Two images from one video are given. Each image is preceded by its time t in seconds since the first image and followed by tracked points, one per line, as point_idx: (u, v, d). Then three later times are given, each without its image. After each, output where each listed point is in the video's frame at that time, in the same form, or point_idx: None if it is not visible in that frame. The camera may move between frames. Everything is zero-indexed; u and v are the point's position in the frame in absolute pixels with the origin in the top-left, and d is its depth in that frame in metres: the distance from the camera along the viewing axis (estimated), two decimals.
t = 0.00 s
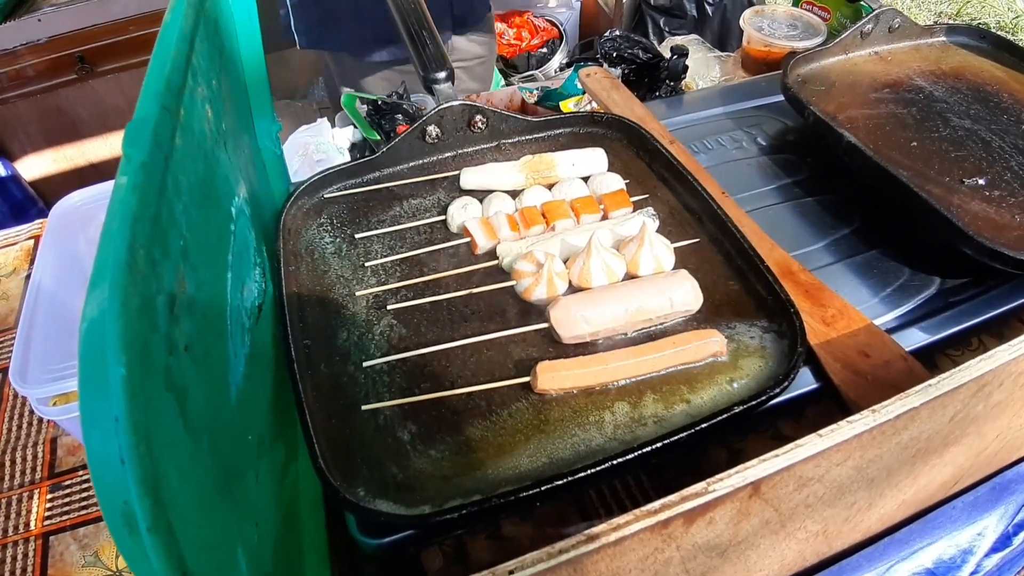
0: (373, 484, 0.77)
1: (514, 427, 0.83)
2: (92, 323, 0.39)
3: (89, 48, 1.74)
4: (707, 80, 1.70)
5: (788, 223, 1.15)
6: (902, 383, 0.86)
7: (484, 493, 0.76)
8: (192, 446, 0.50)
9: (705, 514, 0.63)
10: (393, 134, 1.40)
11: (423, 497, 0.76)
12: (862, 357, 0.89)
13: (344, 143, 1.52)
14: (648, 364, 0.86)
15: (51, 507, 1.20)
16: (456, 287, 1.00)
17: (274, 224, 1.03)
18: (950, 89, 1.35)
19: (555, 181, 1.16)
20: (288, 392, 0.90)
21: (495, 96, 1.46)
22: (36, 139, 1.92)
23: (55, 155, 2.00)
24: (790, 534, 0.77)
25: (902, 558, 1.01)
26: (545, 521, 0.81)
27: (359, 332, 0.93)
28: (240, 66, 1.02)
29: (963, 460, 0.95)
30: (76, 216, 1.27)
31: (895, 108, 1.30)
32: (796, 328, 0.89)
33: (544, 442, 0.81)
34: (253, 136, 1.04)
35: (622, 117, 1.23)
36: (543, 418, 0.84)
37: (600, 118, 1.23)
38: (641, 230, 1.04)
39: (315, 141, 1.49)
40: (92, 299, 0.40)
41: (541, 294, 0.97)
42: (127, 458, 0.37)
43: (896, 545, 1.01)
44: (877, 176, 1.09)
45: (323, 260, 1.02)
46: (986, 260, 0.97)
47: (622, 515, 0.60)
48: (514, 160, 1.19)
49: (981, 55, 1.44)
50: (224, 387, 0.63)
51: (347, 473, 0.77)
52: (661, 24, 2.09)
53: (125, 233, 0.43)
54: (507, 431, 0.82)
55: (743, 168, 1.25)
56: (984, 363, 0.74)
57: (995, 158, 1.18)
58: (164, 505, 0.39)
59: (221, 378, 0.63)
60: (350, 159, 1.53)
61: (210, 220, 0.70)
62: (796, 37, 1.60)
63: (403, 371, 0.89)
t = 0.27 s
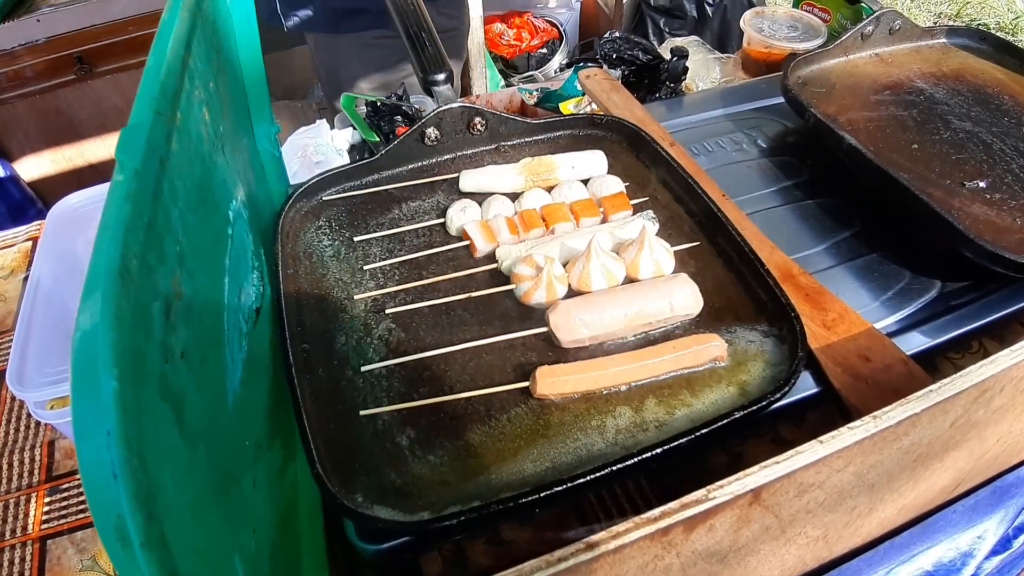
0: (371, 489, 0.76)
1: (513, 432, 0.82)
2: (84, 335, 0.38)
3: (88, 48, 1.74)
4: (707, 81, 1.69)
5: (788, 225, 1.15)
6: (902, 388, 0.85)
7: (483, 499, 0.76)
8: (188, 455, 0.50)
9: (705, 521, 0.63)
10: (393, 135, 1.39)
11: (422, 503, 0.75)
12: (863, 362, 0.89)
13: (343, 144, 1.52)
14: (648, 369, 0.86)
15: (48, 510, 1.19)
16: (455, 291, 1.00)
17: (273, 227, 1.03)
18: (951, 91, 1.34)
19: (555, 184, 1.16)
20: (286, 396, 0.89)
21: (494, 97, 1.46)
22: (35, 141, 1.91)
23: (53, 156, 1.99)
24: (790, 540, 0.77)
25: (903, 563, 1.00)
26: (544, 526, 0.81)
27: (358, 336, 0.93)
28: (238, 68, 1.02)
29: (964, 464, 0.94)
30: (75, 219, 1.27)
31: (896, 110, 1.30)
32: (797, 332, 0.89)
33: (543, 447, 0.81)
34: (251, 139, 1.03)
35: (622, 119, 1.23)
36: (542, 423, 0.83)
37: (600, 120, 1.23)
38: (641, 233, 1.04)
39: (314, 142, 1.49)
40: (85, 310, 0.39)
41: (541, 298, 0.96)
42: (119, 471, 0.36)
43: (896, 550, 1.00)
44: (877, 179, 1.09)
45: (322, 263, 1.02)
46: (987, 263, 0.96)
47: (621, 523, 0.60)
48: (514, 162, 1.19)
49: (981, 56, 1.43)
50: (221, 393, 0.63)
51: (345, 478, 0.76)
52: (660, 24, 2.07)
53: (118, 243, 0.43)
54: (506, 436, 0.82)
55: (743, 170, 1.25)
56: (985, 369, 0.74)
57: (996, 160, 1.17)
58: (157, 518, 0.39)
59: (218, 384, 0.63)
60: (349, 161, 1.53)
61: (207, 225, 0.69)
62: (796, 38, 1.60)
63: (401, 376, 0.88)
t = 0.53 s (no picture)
0: (371, 493, 0.76)
1: (514, 436, 0.82)
2: (78, 342, 0.38)
3: (87, 48, 1.73)
4: (708, 82, 1.69)
5: (790, 227, 1.14)
6: (905, 391, 0.85)
7: (484, 504, 0.75)
8: (186, 462, 0.50)
9: (708, 527, 0.62)
10: (393, 136, 1.39)
11: (422, 508, 0.75)
12: (865, 364, 0.88)
13: (343, 145, 1.52)
14: (649, 372, 0.86)
15: (46, 513, 1.19)
16: (456, 294, 0.99)
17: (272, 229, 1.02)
18: (953, 92, 1.34)
19: (556, 185, 1.16)
20: (285, 399, 0.89)
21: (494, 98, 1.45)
22: (35, 141, 1.91)
23: (52, 156, 1.98)
24: (793, 544, 0.77)
25: (905, 565, 1.00)
26: (545, 529, 0.80)
27: (358, 338, 0.92)
28: (237, 69, 1.01)
29: (966, 467, 0.94)
30: (74, 219, 1.26)
31: (897, 111, 1.29)
32: (799, 335, 0.89)
33: (543, 450, 0.80)
34: (250, 140, 1.03)
35: (623, 120, 1.22)
36: (543, 426, 0.83)
37: (600, 121, 1.22)
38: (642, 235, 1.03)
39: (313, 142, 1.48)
40: (80, 317, 0.39)
41: (541, 300, 0.96)
42: (114, 482, 0.36)
43: (898, 553, 1.00)
44: (879, 180, 1.08)
45: (322, 265, 1.01)
46: (990, 265, 0.96)
47: (623, 528, 0.60)
48: (514, 163, 1.18)
49: (983, 57, 1.43)
50: (219, 398, 0.62)
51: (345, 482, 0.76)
52: (661, 24, 2.05)
53: (113, 248, 0.42)
54: (507, 440, 0.81)
55: (744, 171, 1.24)
56: (989, 372, 0.73)
57: (998, 162, 1.17)
58: (154, 528, 0.38)
59: (216, 388, 0.63)
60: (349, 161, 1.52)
61: (205, 227, 0.69)
62: (797, 39, 1.59)
63: (401, 379, 0.88)
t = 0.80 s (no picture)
0: (374, 494, 0.76)
1: (517, 437, 0.82)
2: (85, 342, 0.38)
3: (88, 48, 1.73)
4: (709, 82, 1.69)
5: (792, 227, 1.14)
6: (908, 392, 0.85)
7: (487, 504, 0.75)
8: (190, 462, 0.49)
9: (713, 528, 0.62)
10: (394, 136, 1.39)
11: (425, 508, 0.75)
12: (869, 365, 0.88)
13: (344, 145, 1.51)
14: (654, 372, 0.86)
15: (48, 513, 1.18)
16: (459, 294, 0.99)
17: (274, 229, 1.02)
18: (955, 92, 1.34)
19: (559, 185, 1.15)
20: (288, 399, 0.89)
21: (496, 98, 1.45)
22: (35, 140, 1.90)
23: (53, 156, 1.98)
24: (797, 545, 0.76)
25: (907, 565, 1.00)
26: (548, 529, 0.80)
27: (361, 338, 0.92)
28: (239, 68, 1.01)
29: (969, 467, 0.94)
30: (76, 219, 1.26)
31: (900, 111, 1.29)
32: (803, 335, 0.88)
33: (547, 451, 0.80)
34: (252, 139, 1.03)
35: (625, 120, 1.22)
36: (546, 427, 0.83)
37: (602, 121, 1.22)
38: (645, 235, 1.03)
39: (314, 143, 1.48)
40: (86, 317, 0.39)
41: (544, 300, 0.96)
42: (121, 483, 0.36)
43: (901, 553, 1.00)
44: (882, 181, 1.08)
45: (324, 265, 1.01)
46: (994, 266, 0.96)
47: (629, 529, 0.59)
48: (517, 163, 1.18)
49: (985, 58, 1.43)
50: (223, 398, 0.62)
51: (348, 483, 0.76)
52: (662, 24, 2.04)
53: (119, 248, 0.42)
54: (511, 441, 0.81)
55: (747, 172, 1.24)
56: (993, 373, 0.73)
57: (1001, 162, 1.17)
58: (160, 530, 0.38)
59: (220, 389, 0.62)
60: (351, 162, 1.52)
61: (208, 227, 0.69)
62: (799, 39, 1.59)
63: (404, 379, 0.88)
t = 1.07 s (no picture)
0: (374, 492, 0.76)
1: (517, 435, 0.82)
2: (87, 339, 0.38)
3: (88, 47, 1.73)
4: (709, 82, 1.69)
5: (792, 227, 1.14)
6: (907, 391, 0.85)
7: (486, 503, 0.75)
8: (191, 459, 0.49)
9: (712, 526, 0.62)
10: (394, 136, 1.39)
11: (425, 506, 0.75)
12: (868, 364, 0.88)
13: (344, 144, 1.51)
14: (654, 371, 0.86)
15: (48, 511, 1.18)
16: (459, 292, 0.99)
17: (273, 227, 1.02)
18: (955, 92, 1.34)
19: (559, 184, 1.16)
20: (288, 398, 0.89)
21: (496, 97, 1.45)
22: (35, 139, 1.90)
23: (53, 155, 1.98)
24: (796, 543, 0.77)
25: (906, 564, 1.00)
26: (547, 528, 0.80)
27: (360, 337, 0.92)
28: (239, 66, 1.01)
29: (968, 467, 0.94)
30: (76, 218, 1.26)
31: (899, 111, 1.29)
32: (802, 334, 0.89)
33: (546, 450, 0.80)
34: (252, 138, 1.03)
35: (625, 119, 1.22)
36: (545, 426, 0.83)
37: (603, 120, 1.22)
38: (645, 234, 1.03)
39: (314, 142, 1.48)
40: (88, 313, 0.39)
41: (543, 299, 0.96)
42: (123, 479, 0.36)
43: (900, 552, 1.00)
44: (882, 180, 1.08)
45: (324, 264, 1.01)
46: (994, 265, 0.96)
47: (628, 527, 0.60)
48: (517, 163, 1.18)
49: (985, 57, 1.43)
50: (223, 395, 0.62)
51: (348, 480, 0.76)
52: (662, 24, 2.05)
53: (121, 245, 0.42)
54: (510, 440, 0.81)
55: (747, 171, 1.24)
56: (992, 372, 0.73)
57: (1001, 162, 1.17)
58: (162, 526, 0.38)
59: (220, 387, 0.62)
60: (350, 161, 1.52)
61: (209, 225, 0.69)
62: (799, 39, 1.59)
63: (404, 378, 0.88)
